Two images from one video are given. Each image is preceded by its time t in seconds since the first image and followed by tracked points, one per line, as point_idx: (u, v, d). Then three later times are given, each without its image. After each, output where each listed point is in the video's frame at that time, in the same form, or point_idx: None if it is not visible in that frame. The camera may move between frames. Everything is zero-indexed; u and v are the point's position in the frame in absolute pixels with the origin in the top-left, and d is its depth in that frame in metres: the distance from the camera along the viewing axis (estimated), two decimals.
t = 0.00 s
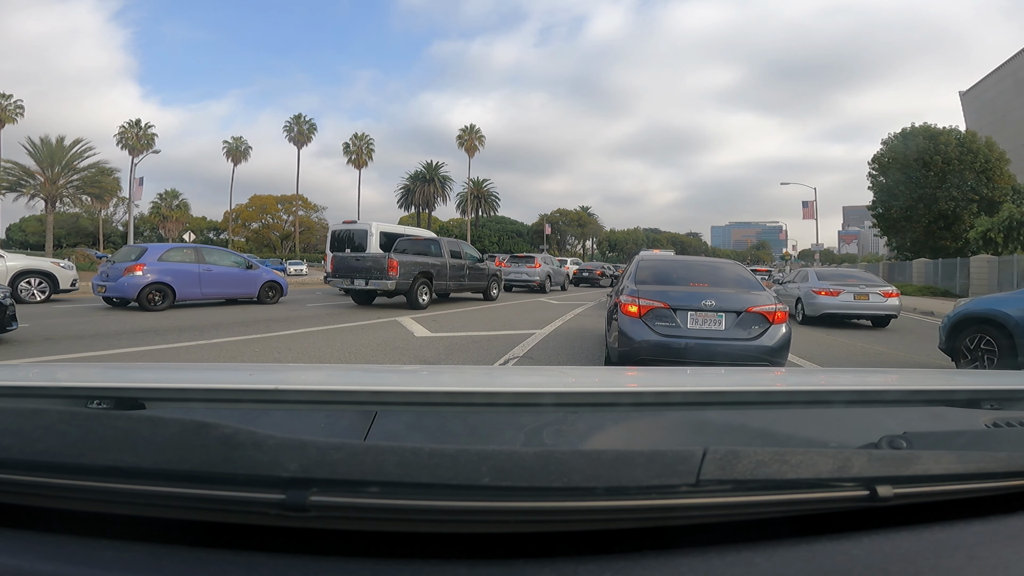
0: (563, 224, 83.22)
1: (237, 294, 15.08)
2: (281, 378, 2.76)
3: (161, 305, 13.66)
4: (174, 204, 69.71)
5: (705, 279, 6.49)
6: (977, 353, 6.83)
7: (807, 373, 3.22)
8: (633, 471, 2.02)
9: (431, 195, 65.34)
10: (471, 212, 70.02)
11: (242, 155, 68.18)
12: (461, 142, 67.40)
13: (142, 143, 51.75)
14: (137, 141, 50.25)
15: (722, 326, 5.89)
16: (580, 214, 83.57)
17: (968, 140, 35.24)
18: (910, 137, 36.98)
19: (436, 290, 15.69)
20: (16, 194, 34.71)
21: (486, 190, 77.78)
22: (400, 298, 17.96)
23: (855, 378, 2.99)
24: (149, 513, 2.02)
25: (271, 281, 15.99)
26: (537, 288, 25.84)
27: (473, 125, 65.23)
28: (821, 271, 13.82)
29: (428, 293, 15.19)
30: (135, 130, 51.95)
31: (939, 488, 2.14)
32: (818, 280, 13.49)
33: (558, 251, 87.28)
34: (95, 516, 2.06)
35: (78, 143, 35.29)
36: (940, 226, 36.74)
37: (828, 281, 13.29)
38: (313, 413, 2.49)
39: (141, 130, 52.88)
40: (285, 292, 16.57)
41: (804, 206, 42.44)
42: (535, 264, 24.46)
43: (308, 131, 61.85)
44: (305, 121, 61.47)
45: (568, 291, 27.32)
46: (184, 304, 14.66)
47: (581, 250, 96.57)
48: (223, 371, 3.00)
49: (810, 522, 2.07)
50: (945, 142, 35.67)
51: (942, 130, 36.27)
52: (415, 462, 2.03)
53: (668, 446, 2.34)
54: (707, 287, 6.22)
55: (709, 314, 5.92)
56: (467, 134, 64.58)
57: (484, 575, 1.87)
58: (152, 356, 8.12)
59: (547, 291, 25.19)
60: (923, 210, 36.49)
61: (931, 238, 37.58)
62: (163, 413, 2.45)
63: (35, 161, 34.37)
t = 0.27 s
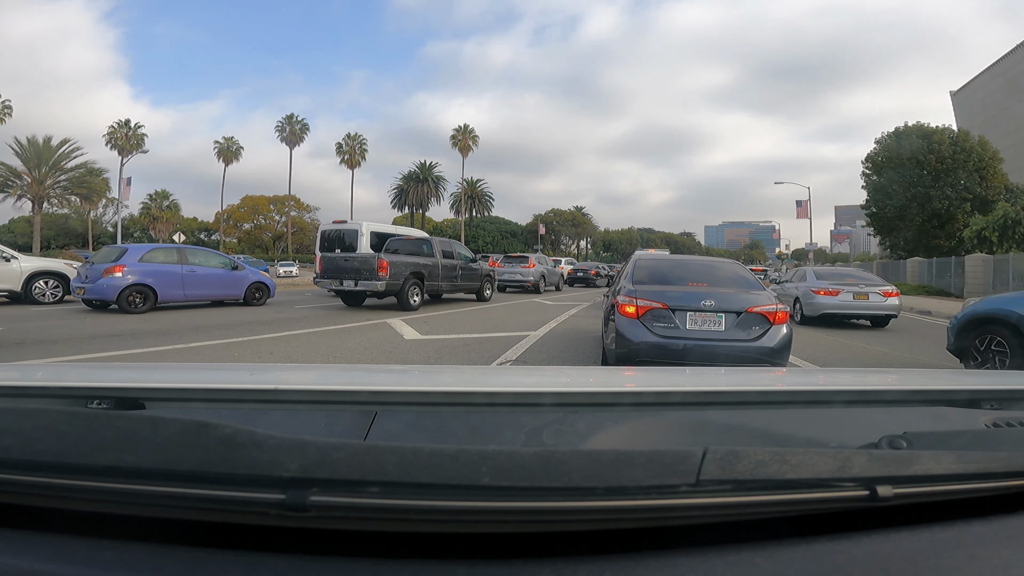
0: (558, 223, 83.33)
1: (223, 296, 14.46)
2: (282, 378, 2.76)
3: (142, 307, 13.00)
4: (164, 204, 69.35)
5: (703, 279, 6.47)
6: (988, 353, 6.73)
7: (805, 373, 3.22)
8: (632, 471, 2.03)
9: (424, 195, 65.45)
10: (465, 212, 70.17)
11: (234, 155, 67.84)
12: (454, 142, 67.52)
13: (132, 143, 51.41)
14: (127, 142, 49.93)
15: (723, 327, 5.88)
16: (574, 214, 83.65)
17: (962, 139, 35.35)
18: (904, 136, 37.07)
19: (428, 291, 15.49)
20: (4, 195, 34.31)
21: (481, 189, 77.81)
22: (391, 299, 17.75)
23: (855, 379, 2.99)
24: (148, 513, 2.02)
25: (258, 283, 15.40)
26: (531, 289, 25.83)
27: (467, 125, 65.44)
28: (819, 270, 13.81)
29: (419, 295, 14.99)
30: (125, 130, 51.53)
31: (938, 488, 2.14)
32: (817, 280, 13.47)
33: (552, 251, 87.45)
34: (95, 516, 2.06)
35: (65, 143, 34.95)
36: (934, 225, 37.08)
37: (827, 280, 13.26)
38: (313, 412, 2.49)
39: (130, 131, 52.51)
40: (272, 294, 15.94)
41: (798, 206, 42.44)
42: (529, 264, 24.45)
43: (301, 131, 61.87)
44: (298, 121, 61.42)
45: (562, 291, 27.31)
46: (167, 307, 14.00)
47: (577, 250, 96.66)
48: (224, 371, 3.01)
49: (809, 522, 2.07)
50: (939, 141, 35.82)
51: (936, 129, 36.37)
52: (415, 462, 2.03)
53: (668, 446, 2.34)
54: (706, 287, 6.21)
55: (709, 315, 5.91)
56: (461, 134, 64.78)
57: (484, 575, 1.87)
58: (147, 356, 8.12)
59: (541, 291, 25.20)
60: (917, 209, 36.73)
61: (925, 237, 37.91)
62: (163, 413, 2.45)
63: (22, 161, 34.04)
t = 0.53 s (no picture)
0: (552, 224, 83.41)
1: (207, 298, 14.13)
2: (282, 378, 2.76)
3: (122, 309, 12.66)
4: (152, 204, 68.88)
5: (702, 279, 6.46)
6: (997, 354, 6.69)
7: (804, 373, 3.22)
8: (632, 471, 2.03)
9: (417, 195, 65.59)
10: (459, 211, 70.28)
11: (224, 154, 67.64)
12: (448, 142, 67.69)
13: (121, 143, 51.27)
14: (116, 142, 49.78)
15: (723, 328, 5.88)
16: (569, 214, 83.76)
17: (955, 138, 35.84)
18: (897, 135, 37.53)
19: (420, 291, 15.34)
20: None
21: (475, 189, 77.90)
22: (382, 300, 17.68)
23: (853, 379, 2.99)
24: (148, 513, 2.02)
25: (244, 284, 15.06)
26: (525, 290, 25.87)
27: (460, 125, 65.69)
28: (818, 271, 13.81)
29: (411, 295, 14.86)
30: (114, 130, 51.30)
31: (938, 488, 2.14)
32: (815, 280, 13.47)
33: (547, 251, 87.56)
34: (95, 516, 2.06)
35: (52, 143, 34.76)
36: (928, 225, 37.57)
37: (826, 280, 13.26)
38: (313, 412, 2.49)
39: (118, 130, 52.29)
40: (259, 296, 15.60)
41: (792, 206, 42.54)
42: (523, 264, 24.45)
43: (291, 130, 61.81)
44: (290, 121, 61.38)
45: (557, 292, 27.33)
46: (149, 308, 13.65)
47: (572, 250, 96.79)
48: (225, 371, 3.01)
49: (809, 522, 2.07)
50: (932, 141, 36.30)
51: (929, 128, 36.85)
52: (415, 462, 2.03)
53: (667, 446, 2.34)
54: (705, 287, 6.20)
55: (709, 316, 5.91)
56: (455, 134, 65.05)
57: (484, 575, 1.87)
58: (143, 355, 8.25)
59: (536, 292, 25.22)
60: (911, 209, 37.18)
61: (919, 236, 38.37)
62: (162, 413, 2.45)
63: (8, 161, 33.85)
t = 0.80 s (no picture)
0: (548, 224, 83.47)
1: (193, 299, 14.01)
2: (281, 378, 2.76)
3: (104, 311, 12.54)
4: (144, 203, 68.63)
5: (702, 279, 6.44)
6: (1003, 355, 6.66)
7: (804, 372, 3.21)
8: (633, 471, 2.02)
9: (412, 195, 65.68)
10: (454, 212, 70.37)
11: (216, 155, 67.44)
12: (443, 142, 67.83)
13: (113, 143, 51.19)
14: (107, 142, 49.66)
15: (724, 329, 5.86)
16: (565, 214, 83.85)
17: (949, 137, 36.19)
18: (892, 135, 37.86)
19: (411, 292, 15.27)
20: None
21: (470, 189, 77.95)
22: (374, 300, 17.64)
23: (852, 379, 2.99)
24: (148, 513, 2.02)
25: (231, 285, 14.94)
26: (519, 290, 25.89)
27: (455, 125, 65.84)
28: (818, 271, 13.80)
29: (402, 296, 14.79)
30: (105, 129, 51.17)
31: (939, 488, 2.14)
32: (815, 280, 13.46)
33: (542, 251, 87.62)
34: (95, 515, 2.06)
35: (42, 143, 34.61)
36: (922, 224, 37.82)
37: (825, 280, 13.25)
38: (313, 413, 2.49)
39: (110, 130, 52.19)
40: (247, 298, 15.48)
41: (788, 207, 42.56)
42: (518, 265, 24.43)
43: (284, 129, 61.77)
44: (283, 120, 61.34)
45: (552, 292, 27.33)
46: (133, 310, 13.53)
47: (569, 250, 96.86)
48: (226, 371, 3.01)
49: (809, 522, 2.07)
50: (927, 140, 36.63)
51: (924, 128, 37.19)
52: (415, 462, 2.03)
53: (668, 446, 2.34)
54: (705, 288, 6.17)
55: (709, 317, 5.89)
56: (450, 134, 65.23)
57: (484, 575, 1.87)
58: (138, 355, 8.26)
59: (530, 292, 25.22)
60: (906, 208, 37.46)
61: (914, 235, 38.62)
62: (162, 413, 2.45)
63: None
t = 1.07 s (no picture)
0: (544, 224, 83.53)
1: (179, 300, 13.96)
2: (281, 378, 2.76)
3: (86, 312, 12.46)
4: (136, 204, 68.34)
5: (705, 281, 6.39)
6: (1010, 355, 6.64)
7: (802, 372, 3.21)
8: (632, 471, 2.02)
9: (407, 196, 65.77)
10: (449, 212, 70.49)
11: (210, 155, 67.33)
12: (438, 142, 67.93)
13: (105, 143, 51.14)
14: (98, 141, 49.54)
15: (726, 332, 5.80)
16: (560, 215, 83.94)
17: (944, 137, 36.39)
18: (887, 134, 38.00)
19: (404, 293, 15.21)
20: None
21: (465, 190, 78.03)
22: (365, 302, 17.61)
23: (852, 379, 2.99)
24: (148, 513, 2.02)
25: (218, 286, 14.90)
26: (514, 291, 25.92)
27: (450, 125, 65.99)
28: (817, 272, 13.79)
29: (394, 297, 14.72)
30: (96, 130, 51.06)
31: (939, 488, 2.14)
32: (814, 280, 13.46)
33: (537, 251, 87.67)
34: (95, 515, 2.06)
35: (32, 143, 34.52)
36: (917, 224, 37.97)
37: (824, 280, 13.25)
38: (313, 413, 2.49)
39: (102, 130, 52.08)
40: (235, 299, 15.45)
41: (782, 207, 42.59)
42: (512, 265, 24.44)
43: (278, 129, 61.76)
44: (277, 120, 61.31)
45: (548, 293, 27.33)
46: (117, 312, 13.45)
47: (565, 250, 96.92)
48: (226, 371, 3.02)
49: (809, 522, 2.07)
50: (922, 140, 36.79)
51: (918, 128, 37.37)
52: (415, 462, 2.03)
53: (668, 446, 2.34)
54: (705, 290, 6.12)
55: (710, 320, 5.83)
56: (446, 135, 65.37)
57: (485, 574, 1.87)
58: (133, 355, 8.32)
59: (525, 293, 25.23)
60: (901, 208, 37.59)
61: (909, 235, 38.77)
62: (162, 413, 2.45)
63: None
